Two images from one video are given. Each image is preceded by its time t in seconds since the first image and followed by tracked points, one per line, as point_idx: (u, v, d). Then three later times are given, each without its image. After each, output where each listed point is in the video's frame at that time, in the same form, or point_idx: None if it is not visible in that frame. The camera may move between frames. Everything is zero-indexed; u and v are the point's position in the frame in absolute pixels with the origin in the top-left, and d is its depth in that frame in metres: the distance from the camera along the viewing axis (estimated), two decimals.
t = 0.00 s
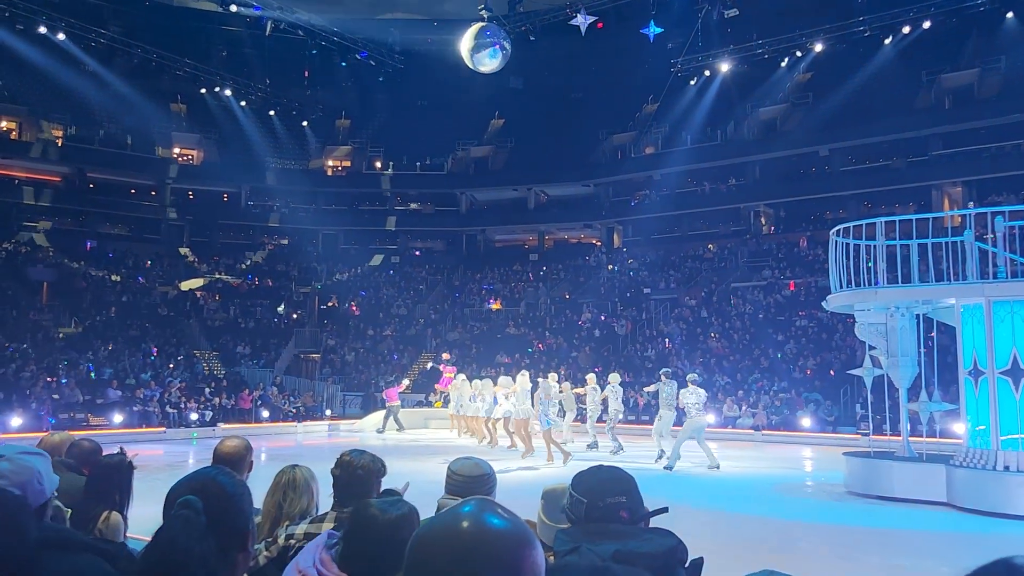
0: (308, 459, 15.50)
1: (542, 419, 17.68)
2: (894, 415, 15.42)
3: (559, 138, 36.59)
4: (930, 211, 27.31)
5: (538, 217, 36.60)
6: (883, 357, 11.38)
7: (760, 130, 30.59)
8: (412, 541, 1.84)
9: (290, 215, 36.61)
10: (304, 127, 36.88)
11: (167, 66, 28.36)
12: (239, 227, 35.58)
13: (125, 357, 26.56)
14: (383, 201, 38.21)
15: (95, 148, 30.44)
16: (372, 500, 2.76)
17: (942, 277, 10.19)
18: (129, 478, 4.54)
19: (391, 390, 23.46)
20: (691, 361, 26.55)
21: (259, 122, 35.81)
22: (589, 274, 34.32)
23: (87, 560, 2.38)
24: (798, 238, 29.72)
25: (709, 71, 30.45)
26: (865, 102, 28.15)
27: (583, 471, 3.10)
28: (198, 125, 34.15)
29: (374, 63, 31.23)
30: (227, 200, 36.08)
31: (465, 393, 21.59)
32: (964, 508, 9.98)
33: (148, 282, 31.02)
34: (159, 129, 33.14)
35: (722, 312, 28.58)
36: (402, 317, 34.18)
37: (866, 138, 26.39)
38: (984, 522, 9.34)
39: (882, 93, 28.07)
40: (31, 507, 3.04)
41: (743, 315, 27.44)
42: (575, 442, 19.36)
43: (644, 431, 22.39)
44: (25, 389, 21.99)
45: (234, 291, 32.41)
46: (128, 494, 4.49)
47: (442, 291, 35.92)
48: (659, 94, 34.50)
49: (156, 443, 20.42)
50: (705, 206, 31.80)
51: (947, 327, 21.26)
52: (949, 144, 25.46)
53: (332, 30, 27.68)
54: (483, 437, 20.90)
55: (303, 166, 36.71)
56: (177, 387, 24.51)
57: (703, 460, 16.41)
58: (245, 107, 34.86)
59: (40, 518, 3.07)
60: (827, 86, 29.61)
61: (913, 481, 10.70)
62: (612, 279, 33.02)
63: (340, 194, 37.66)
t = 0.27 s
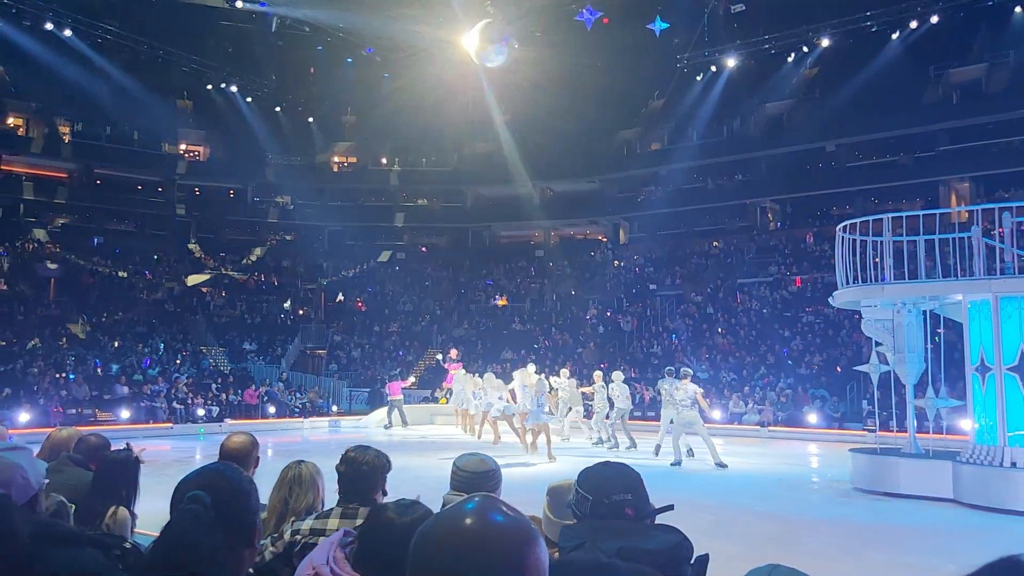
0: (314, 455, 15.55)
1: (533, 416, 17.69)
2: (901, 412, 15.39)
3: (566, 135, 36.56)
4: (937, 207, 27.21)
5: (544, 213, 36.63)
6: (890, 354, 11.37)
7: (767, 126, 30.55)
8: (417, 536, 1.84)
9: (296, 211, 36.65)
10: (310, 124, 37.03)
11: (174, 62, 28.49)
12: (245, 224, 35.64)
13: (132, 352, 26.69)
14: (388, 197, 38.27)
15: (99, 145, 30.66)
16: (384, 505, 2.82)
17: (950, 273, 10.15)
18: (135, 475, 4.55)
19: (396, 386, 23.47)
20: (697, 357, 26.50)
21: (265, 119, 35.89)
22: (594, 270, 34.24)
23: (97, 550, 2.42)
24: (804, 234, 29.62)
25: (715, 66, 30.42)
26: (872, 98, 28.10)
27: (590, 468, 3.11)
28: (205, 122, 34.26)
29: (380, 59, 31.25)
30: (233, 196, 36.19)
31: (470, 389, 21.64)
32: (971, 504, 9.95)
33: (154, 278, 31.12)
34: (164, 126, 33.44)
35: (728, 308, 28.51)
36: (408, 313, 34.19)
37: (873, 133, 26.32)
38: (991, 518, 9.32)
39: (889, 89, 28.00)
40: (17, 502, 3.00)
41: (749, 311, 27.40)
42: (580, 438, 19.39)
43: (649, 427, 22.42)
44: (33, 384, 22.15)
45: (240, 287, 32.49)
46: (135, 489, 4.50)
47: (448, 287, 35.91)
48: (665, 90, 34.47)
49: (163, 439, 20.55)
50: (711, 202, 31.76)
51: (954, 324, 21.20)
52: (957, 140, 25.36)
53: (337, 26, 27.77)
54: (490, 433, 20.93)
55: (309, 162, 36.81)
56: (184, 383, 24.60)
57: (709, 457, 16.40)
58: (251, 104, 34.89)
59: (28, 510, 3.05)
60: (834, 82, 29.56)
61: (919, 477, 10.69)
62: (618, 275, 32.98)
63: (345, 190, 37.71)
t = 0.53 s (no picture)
0: (322, 451, 15.58)
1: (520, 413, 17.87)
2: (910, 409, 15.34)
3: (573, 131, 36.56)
4: (947, 203, 27.09)
5: (552, 209, 36.63)
6: (898, 350, 11.32)
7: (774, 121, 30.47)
8: (423, 535, 1.85)
9: (303, 208, 36.70)
10: (317, 120, 37.23)
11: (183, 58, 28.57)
12: (253, 220, 35.71)
13: (140, 348, 26.80)
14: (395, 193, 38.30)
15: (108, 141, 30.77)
16: (392, 499, 2.82)
17: (959, 269, 10.11)
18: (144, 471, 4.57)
19: (404, 382, 23.52)
20: (705, 353, 26.45)
21: (272, 115, 35.97)
22: (601, 266, 34.16)
23: (109, 546, 2.47)
24: (812, 230, 29.52)
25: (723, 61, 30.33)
26: (881, 93, 27.99)
27: (597, 465, 3.11)
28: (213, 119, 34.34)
29: (387, 55, 31.29)
30: (241, 192, 36.28)
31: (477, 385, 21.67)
32: (980, 501, 9.92)
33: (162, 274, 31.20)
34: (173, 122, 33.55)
35: (735, 304, 28.43)
36: (415, 309, 34.22)
37: (882, 129, 26.21)
38: (1000, 515, 9.28)
39: (898, 83, 27.89)
40: (11, 497, 3.04)
41: (756, 307, 27.34)
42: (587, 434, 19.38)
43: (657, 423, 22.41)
44: (43, 380, 22.29)
45: (248, 283, 32.57)
46: (144, 485, 4.53)
47: (456, 283, 35.93)
48: (672, 85, 34.40)
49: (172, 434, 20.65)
50: (719, 198, 31.68)
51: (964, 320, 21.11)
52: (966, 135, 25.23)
53: (345, 22, 27.80)
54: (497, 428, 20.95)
55: (317, 159, 36.88)
56: (192, 378, 24.69)
57: (717, 453, 16.37)
58: (259, 101, 34.97)
59: (23, 505, 3.09)
60: (842, 77, 29.45)
61: (927, 474, 10.66)
62: (626, 271, 32.94)
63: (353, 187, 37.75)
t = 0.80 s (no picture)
0: (330, 444, 15.62)
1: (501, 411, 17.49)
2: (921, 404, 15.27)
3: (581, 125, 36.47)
4: (957, 197, 26.92)
5: (560, 203, 36.58)
6: (908, 345, 11.27)
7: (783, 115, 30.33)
8: (435, 528, 1.85)
9: (311, 201, 36.75)
10: (325, 114, 37.08)
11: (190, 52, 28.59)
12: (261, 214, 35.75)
13: (149, 341, 26.90)
14: (402, 187, 38.29)
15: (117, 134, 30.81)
16: (394, 485, 2.67)
17: (970, 264, 10.05)
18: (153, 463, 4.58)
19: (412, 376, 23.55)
20: (713, 348, 26.38)
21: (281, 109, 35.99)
22: (609, 261, 34.06)
23: (119, 539, 2.49)
24: (822, 225, 29.38)
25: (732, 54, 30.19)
26: (891, 86, 27.83)
27: (603, 460, 3.10)
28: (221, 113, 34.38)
29: (395, 49, 31.26)
30: (249, 186, 36.34)
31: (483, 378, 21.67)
32: (989, 497, 9.89)
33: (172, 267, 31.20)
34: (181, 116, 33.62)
35: (743, 298, 28.32)
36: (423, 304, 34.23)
37: (892, 122, 26.06)
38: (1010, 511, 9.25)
39: (909, 77, 27.72)
40: (25, 493, 3.04)
41: (765, 302, 27.27)
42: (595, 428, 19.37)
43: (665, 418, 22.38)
44: (53, 372, 22.43)
45: (256, 277, 32.63)
46: (153, 477, 4.54)
47: (463, 277, 35.92)
48: (681, 79, 34.26)
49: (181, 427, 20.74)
50: (727, 192, 31.56)
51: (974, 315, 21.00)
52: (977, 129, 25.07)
53: (353, 16, 27.76)
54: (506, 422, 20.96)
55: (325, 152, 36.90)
56: (201, 371, 24.77)
57: (725, 448, 16.33)
58: (267, 94, 34.99)
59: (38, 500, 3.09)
60: (852, 71, 29.28)
61: (936, 470, 10.61)
62: (634, 265, 32.86)
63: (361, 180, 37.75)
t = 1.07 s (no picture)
0: (340, 436, 15.67)
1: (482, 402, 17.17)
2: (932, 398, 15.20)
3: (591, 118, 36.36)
4: (970, 190, 26.74)
5: (569, 196, 36.53)
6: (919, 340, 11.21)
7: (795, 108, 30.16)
8: (448, 521, 1.84)
9: (320, 194, 36.79)
10: (334, 107, 37.02)
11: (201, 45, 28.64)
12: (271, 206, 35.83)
13: (160, 333, 27.03)
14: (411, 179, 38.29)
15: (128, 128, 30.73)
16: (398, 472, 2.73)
17: (982, 259, 9.97)
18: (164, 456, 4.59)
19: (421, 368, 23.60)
20: (722, 342, 26.32)
21: (290, 102, 36.01)
22: (619, 255, 33.95)
23: (132, 530, 2.51)
24: (832, 218, 29.25)
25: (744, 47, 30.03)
26: (904, 79, 27.64)
27: (613, 454, 3.08)
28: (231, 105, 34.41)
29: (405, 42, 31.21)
30: (259, 179, 36.42)
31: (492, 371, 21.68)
32: (1001, 493, 9.85)
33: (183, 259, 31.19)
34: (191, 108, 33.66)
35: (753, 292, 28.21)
36: (432, 297, 34.25)
37: (906, 116, 25.89)
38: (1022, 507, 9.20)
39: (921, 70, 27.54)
40: (38, 484, 3.03)
41: (775, 296, 27.18)
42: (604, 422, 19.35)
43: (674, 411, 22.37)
44: (65, 363, 22.59)
45: (266, 269, 32.72)
46: (165, 470, 4.55)
47: (472, 271, 35.92)
48: (691, 72, 34.09)
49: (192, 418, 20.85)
50: (738, 186, 31.44)
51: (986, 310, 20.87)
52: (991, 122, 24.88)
53: (364, 9, 27.74)
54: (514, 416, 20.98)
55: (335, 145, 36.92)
56: (212, 364, 24.88)
57: (734, 442, 16.31)
58: (276, 87, 35.02)
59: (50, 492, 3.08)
60: (864, 64, 29.09)
61: (946, 465, 10.57)
62: (643, 259, 32.76)
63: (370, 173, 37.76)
